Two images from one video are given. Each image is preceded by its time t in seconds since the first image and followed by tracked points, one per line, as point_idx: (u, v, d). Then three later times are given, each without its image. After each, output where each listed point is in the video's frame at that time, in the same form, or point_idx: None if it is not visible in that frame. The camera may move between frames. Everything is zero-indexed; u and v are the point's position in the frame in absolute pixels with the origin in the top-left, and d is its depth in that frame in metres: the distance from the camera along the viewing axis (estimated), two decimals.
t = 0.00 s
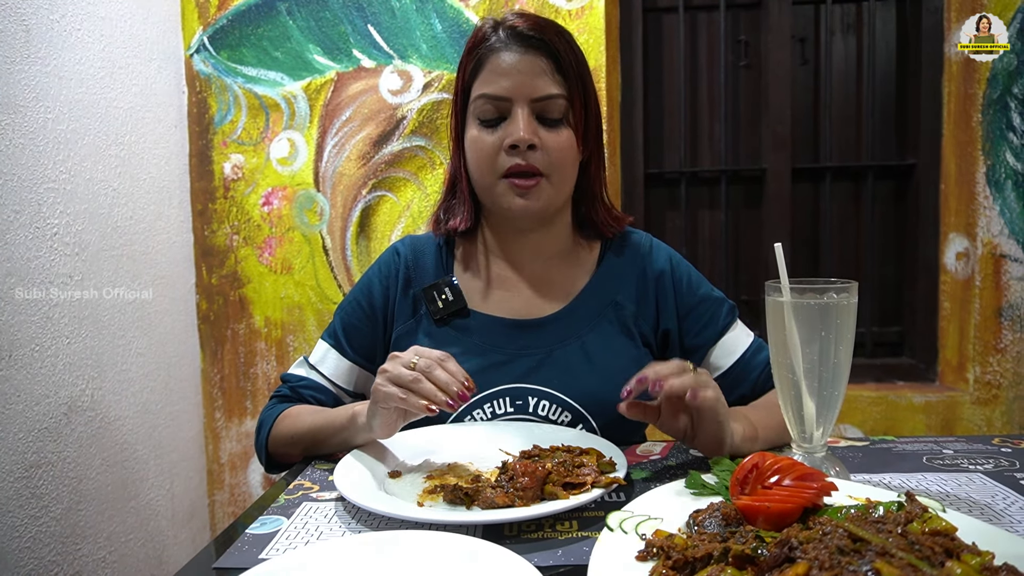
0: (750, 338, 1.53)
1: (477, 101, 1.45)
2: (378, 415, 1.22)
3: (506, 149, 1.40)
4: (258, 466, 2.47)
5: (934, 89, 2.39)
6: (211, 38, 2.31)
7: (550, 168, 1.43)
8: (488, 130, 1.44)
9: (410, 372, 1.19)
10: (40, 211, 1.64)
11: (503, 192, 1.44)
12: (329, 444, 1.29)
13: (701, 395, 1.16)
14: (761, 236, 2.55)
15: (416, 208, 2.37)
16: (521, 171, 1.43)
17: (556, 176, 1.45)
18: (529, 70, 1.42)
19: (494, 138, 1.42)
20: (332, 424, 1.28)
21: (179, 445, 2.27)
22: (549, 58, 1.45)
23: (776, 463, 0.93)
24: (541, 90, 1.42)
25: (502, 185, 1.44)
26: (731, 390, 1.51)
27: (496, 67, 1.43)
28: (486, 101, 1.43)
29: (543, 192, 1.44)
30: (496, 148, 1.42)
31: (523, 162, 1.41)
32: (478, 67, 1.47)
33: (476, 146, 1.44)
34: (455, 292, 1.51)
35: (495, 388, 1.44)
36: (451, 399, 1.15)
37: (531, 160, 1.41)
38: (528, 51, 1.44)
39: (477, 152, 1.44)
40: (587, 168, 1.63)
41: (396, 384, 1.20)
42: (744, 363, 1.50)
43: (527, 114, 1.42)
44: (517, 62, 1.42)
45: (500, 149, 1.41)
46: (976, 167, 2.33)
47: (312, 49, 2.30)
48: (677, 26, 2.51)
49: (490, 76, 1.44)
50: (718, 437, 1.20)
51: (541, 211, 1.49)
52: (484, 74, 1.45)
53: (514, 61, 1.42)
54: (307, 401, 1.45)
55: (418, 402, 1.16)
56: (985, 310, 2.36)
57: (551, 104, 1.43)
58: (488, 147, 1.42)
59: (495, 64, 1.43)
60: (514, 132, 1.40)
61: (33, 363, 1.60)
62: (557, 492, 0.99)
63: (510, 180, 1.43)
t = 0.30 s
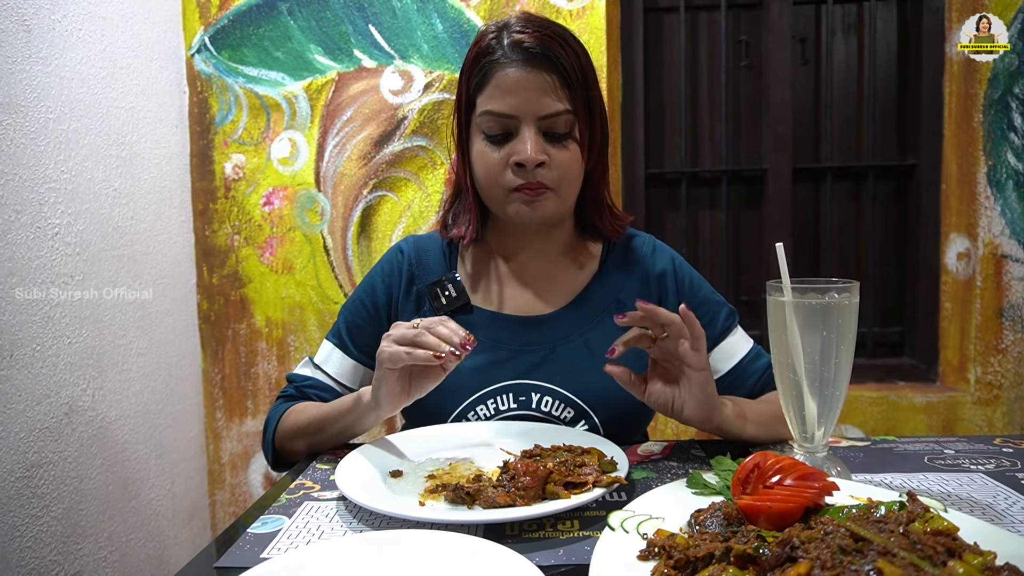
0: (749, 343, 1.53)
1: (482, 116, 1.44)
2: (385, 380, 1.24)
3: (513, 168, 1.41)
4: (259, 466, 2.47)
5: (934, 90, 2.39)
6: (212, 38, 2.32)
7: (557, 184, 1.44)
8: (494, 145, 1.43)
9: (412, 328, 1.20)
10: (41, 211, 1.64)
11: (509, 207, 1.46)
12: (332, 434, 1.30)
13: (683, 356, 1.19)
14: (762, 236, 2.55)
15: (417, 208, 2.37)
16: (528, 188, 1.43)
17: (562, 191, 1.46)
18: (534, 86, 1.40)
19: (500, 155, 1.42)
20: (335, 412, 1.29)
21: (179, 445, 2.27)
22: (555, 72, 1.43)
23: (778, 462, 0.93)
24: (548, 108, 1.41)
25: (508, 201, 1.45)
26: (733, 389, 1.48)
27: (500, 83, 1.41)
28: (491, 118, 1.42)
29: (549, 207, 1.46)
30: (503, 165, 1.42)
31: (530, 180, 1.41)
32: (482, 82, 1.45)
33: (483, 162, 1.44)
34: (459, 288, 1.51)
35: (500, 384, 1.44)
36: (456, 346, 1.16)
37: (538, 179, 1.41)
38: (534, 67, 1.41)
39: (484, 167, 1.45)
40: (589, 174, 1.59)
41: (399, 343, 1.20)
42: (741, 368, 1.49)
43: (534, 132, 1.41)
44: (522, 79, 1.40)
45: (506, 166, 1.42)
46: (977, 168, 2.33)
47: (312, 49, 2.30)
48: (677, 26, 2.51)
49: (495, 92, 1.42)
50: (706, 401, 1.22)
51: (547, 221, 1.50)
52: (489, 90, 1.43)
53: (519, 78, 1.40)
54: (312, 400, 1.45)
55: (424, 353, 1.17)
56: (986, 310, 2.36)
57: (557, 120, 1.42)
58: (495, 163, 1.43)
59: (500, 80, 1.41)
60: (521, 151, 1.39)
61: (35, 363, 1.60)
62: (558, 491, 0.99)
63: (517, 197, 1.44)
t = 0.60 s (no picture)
0: (752, 338, 1.52)
1: (482, 107, 1.44)
2: (383, 391, 1.24)
3: (511, 159, 1.40)
4: (259, 465, 2.47)
5: (935, 90, 2.39)
6: (213, 38, 2.32)
7: (555, 176, 1.43)
8: (493, 138, 1.43)
9: (412, 343, 1.19)
10: (42, 210, 1.64)
11: (507, 201, 1.45)
12: (332, 436, 1.30)
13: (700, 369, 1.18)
14: (762, 236, 2.55)
15: (417, 207, 2.37)
16: (526, 181, 1.43)
17: (560, 185, 1.45)
18: (534, 78, 1.41)
19: (499, 147, 1.42)
20: (334, 415, 1.29)
21: (180, 445, 2.28)
22: (554, 65, 1.43)
23: (778, 461, 0.93)
24: (547, 100, 1.41)
25: (506, 193, 1.44)
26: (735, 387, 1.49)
27: (500, 75, 1.42)
28: (490, 109, 1.42)
29: (547, 200, 1.45)
30: (501, 157, 1.41)
31: (528, 171, 1.41)
32: (482, 75, 1.45)
33: (481, 154, 1.44)
34: (459, 291, 1.51)
35: (499, 387, 1.44)
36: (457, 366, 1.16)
37: (535, 170, 1.40)
38: (533, 60, 1.42)
39: (482, 160, 1.44)
40: (589, 173, 1.59)
41: (399, 357, 1.20)
42: (743, 365, 1.49)
43: (533, 124, 1.41)
44: (522, 70, 1.41)
45: (504, 158, 1.41)
46: (977, 168, 2.33)
47: (312, 48, 2.30)
48: (678, 26, 2.51)
49: (495, 84, 1.43)
50: (717, 413, 1.20)
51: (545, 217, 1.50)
52: (488, 82, 1.44)
53: (519, 70, 1.41)
54: (310, 400, 1.45)
55: (424, 372, 1.17)
56: (987, 310, 2.36)
57: (556, 112, 1.43)
58: (493, 155, 1.42)
59: (499, 72, 1.42)
60: (519, 142, 1.39)
61: (35, 362, 1.60)
62: (558, 491, 0.99)
63: (515, 189, 1.43)
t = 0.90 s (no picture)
0: (751, 337, 1.52)
1: (485, 99, 1.44)
2: (382, 419, 1.21)
3: (513, 150, 1.40)
4: (260, 466, 2.47)
5: (935, 89, 2.39)
6: (212, 39, 2.32)
7: (555, 171, 1.43)
8: (495, 130, 1.43)
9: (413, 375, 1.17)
10: (42, 211, 1.64)
11: (506, 193, 1.43)
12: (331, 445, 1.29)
13: (715, 386, 1.17)
14: (762, 235, 2.55)
15: (417, 208, 2.37)
16: (527, 173, 1.42)
17: (561, 180, 1.44)
18: (540, 72, 1.42)
19: (501, 138, 1.41)
20: (332, 427, 1.28)
21: (181, 445, 2.28)
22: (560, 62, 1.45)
23: (778, 462, 0.93)
24: (551, 94, 1.42)
25: (506, 185, 1.43)
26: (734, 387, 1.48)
27: (506, 67, 1.43)
28: (495, 100, 1.42)
29: (547, 194, 1.44)
30: (502, 148, 1.41)
31: (530, 163, 1.40)
32: (487, 68, 1.46)
33: (482, 145, 1.43)
34: (455, 292, 1.51)
35: (497, 389, 1.43)
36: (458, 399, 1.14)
37: (537, 162, 1.40)
38: (540, 54, 1.44)
39: (482, 151, 1.43)
40: (588, 171, 1.61)
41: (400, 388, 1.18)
42: (744, 364, 1.49)
43: (536, 117, 1.41)
44: (528, 64, 1.42)
45: (506, 150, 1.40)
46: (978, 167, 2.33)
47: (312, 49, 2.30)
48: (678, 26, 2.51)
49: (500, 76, 1.43)
50: (728, 426, 1.20)
51: (544, 214, 1.49)
52: (494, 74, 1.44)
53: (526, 63, 1.42)
54: (309, 399, 1.46)
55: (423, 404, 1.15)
56: (987, 310, 2.36)
57: (560, 107, 1.44)
58: (495, 147, 1.41)
59: (506, 65, 1.43)
60: (523, 133, 1.39)
61: (36, 363, 1.60)
62: (558, 491, 0.99)
63: (513, 182, 1.42)
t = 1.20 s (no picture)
0: (749, 338, 1.53)
1: (497, 95, 1.44)
2: (382, 425, 1.20)
3: (520, 147, 1.40)
4: (260, 468, 2.47)
5: (935, 91, 2.39)
6: (213, 41, 2.32)
7: (561, 171, 1.43)
8: (504, 126, 1.43)
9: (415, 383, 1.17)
10: (42, 213, 1.64)
11: (509, 190, 1.43)
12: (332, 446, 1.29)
13: (715, 391, 1.17)
14: (762, 237, 2.55)
15: (418, 210, 2.37)
16: (532, 171, 1.42)
17: (565, 180, 1.45)
18: (553, 73, 1.43)
19: (509, 135, 1.41)
20: (333, 429, 1.28)
21: (181, 447, 2.28)
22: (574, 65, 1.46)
23: (778, 464, 0.92)
24: (562, 96, 1.43)
25: (510, 182, 1.43)
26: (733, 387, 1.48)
27: (519, 66, 1.43)
28: (506, 96, 1.43)
29: (551, 193, 1.44)
30: (510, 145, 1.41)
31: (536, 161, 1.40)
32: (500, 65, 1.46)
33: (489, 141, 1.43)
34: (455, 292, 1.51)
35: (497, 390, 1.43)
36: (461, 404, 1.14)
37: (544, 161, 1.40)
38: (553, 55, 1.44)
39: (489, 147, 1.43)
40: (591, 177, 1.62)
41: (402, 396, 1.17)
42: (743, 365, 1.49)
43: (545, 116, 1.42)
44: (542, 64, 1.43)
45: (514, 147, 1.40)
46: (978, 168, 2.33)
47: (312, 51, 2.30)
48: (677, 27, 2.51)
49: (512, 74, 1.43)
50: (729, 430, 1.20)
51: (546, 213, 1.49)
52: (506, 72, 1.44)
53: (539, 63, 1.43)
54: (308, 402, 1.45)
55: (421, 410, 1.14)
56: (988, 311, 2.36)
57: (570, 110, 1.44)
58: (502, 143, 1.41)
59: (519, 63, 1.43)
60: (532, 131, 1.39)
61: (36, 365, 1.60)
62: (558, 493, 0.99)
63: (518, 179, 1.42)
